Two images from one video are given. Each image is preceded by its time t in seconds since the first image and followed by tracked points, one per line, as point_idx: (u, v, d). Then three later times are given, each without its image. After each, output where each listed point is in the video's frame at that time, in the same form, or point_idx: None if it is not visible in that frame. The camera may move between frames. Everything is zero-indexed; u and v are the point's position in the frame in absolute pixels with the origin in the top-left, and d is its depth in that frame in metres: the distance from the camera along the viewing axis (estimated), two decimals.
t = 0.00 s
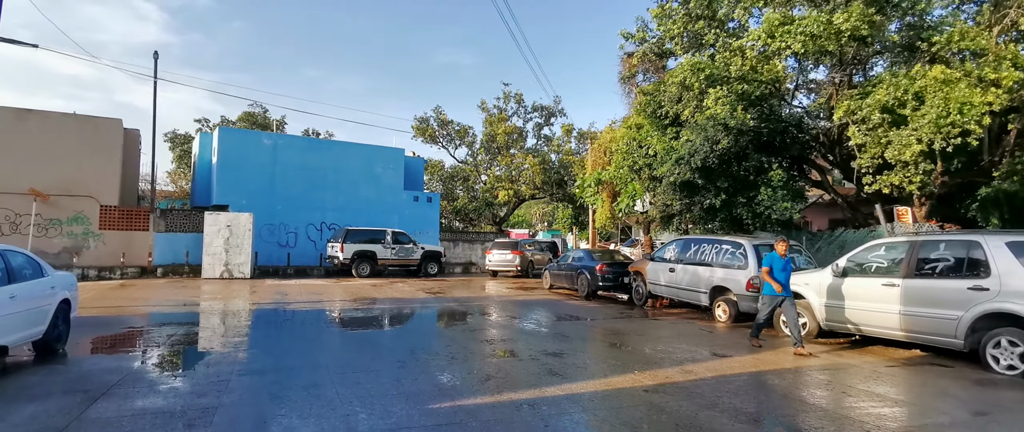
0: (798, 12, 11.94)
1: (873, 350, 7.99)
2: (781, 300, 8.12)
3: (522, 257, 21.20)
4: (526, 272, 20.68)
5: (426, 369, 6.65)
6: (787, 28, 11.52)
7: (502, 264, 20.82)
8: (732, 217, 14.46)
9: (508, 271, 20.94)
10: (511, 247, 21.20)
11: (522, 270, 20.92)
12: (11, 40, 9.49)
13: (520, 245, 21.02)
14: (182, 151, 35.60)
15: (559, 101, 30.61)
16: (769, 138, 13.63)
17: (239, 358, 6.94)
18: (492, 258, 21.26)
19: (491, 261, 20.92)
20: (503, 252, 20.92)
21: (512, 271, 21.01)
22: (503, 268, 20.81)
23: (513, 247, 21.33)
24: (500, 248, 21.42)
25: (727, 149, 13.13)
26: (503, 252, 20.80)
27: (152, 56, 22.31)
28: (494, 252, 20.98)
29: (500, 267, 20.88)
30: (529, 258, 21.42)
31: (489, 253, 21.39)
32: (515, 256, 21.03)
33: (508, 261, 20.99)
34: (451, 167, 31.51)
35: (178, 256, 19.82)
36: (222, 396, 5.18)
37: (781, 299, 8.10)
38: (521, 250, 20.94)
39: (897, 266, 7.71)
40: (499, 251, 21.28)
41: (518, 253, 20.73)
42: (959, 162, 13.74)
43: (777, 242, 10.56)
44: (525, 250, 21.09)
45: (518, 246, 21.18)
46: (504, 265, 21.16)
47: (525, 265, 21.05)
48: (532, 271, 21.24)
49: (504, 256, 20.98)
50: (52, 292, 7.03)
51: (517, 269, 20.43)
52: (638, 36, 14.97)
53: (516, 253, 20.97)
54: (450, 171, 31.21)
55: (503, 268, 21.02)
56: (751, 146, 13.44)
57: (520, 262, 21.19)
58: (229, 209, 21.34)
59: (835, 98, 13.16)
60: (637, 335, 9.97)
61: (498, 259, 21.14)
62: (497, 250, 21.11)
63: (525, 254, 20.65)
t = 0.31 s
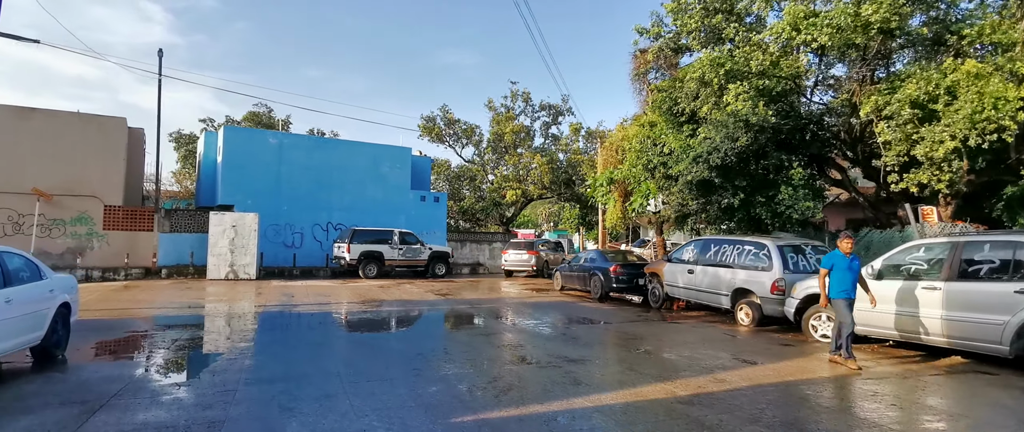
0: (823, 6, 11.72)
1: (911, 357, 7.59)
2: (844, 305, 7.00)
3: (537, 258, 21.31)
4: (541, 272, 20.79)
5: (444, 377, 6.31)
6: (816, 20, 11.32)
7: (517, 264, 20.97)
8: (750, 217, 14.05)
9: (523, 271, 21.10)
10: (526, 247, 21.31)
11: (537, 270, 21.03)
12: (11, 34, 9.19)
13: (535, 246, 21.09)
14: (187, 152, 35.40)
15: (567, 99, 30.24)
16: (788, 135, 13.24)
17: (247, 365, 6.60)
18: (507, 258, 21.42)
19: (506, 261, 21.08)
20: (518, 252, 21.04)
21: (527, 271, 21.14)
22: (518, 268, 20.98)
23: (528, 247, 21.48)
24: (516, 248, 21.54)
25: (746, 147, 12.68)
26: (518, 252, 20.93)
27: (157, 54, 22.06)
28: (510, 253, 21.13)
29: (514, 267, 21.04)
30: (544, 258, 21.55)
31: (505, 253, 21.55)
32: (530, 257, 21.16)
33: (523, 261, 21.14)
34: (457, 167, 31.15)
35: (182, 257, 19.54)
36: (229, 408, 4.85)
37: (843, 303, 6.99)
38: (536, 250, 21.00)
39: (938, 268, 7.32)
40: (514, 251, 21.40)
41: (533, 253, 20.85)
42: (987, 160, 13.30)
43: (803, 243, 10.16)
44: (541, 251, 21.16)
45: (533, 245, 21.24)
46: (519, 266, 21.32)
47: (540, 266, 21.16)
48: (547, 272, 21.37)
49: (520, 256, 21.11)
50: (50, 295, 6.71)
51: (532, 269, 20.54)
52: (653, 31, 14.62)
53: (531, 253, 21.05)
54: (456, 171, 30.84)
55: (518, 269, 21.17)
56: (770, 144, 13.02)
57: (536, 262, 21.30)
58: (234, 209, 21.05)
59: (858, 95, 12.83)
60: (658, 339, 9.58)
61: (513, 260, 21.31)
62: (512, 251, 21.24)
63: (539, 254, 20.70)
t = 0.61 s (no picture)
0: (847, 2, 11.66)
1: (950, 361, 7.23)
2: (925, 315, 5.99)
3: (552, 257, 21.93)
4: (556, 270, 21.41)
5: (463, 383, 6.00)
6: (842, 8, 11.29)
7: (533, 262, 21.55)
8: (769, 216, 13.65)
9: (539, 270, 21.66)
10: (542, 247, 21.97)
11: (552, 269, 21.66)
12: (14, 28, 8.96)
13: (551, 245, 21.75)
14: (193, 151, 35.24)
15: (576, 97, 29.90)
16: (809, 131, 12.85)
17: (256, 369, 6.30)
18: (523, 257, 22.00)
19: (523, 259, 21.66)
20: (535, 251, 21.70)
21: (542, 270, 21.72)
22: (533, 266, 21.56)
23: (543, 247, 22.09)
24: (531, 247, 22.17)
25: (767, 143, 12.27)
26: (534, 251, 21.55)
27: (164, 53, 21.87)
28: (526, 251, 21.76)
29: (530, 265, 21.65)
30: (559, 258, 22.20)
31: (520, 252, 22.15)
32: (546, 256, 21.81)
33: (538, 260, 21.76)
34: (464, 166, 30.83)
35: (189, 256, 19.32)
36: (240, 417, 4.55)
37: (927, 314, 5.94)
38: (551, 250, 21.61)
39: (981, 268, 6.94)
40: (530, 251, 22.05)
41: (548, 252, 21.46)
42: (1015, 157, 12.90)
43: (829, 242, 9.80)
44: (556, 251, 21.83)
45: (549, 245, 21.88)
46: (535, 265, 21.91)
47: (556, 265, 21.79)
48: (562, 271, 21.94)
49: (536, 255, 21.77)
50: (52, 296, 6.44)
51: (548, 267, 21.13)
52: (668, 26, 14.28)
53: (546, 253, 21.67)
54: (463, 170, 30.50)
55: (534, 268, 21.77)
56: (791, 140, 12.59)
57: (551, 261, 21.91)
58: (240, 208, 20.81)
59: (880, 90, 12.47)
60: (680, 341, 9.23)
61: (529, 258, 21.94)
62: (529, 250, 21.88)
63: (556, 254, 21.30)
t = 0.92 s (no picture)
0: None
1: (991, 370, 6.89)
2: (1011, 329, 5.59)
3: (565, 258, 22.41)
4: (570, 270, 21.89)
5: (482, 394, 5.65)
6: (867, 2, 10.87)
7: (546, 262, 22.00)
8: (787, 216, 13.27)
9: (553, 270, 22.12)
10: (556, 247, 22.47)
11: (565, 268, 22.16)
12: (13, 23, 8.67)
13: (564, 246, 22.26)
14: (198, 152, 35.06)
15: (583, 96, 29.53)
16: (830, 129, 12.48)
17: (262, 378, 5.99)
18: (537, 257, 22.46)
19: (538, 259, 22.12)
20: (549, 252, 22.21)
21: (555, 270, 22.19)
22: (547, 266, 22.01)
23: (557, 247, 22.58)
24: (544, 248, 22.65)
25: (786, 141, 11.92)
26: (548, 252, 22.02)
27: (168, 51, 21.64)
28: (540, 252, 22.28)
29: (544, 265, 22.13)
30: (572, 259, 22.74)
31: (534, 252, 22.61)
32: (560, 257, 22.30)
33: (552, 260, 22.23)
34: (471, 165, 30.49)
35: (193, 257, 19.08)
36: None
37: None
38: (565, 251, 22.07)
39: None
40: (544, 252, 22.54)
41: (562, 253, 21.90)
42: None
43: (856, 243, 9.44)
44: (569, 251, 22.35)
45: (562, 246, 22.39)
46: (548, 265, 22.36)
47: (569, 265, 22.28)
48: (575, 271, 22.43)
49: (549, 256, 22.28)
50: (49, 300, 6.14)
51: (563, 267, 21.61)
52: (683, 21, 13.94)
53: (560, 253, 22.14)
54: (470, 170, 30.15)
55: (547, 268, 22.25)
56: (811, 138, 12.22)
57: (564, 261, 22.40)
58: (246, 208, 20.55)
59: (904, 87, 12.11)
60: (702, 346, 8.87)
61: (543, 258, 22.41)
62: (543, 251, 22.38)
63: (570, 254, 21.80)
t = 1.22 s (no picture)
0: None
1: None
2: None
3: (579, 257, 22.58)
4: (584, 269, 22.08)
5: (504, 403, 5.33)
6: None
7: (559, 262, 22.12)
8: (806, 215, 12.90)
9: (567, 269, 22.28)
10: (569, 246, 22.58)
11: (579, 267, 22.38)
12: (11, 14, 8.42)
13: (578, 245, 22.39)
14: (202, 152, 34.88)
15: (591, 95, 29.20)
16: (850, 125, 12.14)
17: (271, 385, 5.70)
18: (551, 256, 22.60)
19: (552, 258, 22.33)
20: (562, 252, 22.36)
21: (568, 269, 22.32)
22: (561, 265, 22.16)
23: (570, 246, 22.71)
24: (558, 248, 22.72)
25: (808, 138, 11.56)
26: (563, 252, 22.21)
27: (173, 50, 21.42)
28: (555, 251, 22.47)
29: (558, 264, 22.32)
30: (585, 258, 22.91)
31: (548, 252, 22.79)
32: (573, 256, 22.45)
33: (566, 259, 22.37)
34: (477, 165, 30.19)
35: (199, 258, 18.84)
36: None
37: None
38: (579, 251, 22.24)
39: None
40: (557, 251, 22.66)
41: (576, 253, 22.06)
42: None
43: (885, 243, 9.08)
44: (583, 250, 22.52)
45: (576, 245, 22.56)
46: (562, 264, 22.43)
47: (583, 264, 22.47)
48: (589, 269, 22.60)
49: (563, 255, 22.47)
50: (48, 302, 5.86)
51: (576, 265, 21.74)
52: (698, 15, 13.63)
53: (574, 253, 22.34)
54: (476, 170, 29.86)
55: (561, 267, 22.42)
56: (831, 134, 11.84)
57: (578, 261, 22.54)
58: (251, 207, 20.31)
59: (928, 81, 11.73)
60: (726, 350, 8.54)
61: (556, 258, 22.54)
62: (557, 250, 22.57)
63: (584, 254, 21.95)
